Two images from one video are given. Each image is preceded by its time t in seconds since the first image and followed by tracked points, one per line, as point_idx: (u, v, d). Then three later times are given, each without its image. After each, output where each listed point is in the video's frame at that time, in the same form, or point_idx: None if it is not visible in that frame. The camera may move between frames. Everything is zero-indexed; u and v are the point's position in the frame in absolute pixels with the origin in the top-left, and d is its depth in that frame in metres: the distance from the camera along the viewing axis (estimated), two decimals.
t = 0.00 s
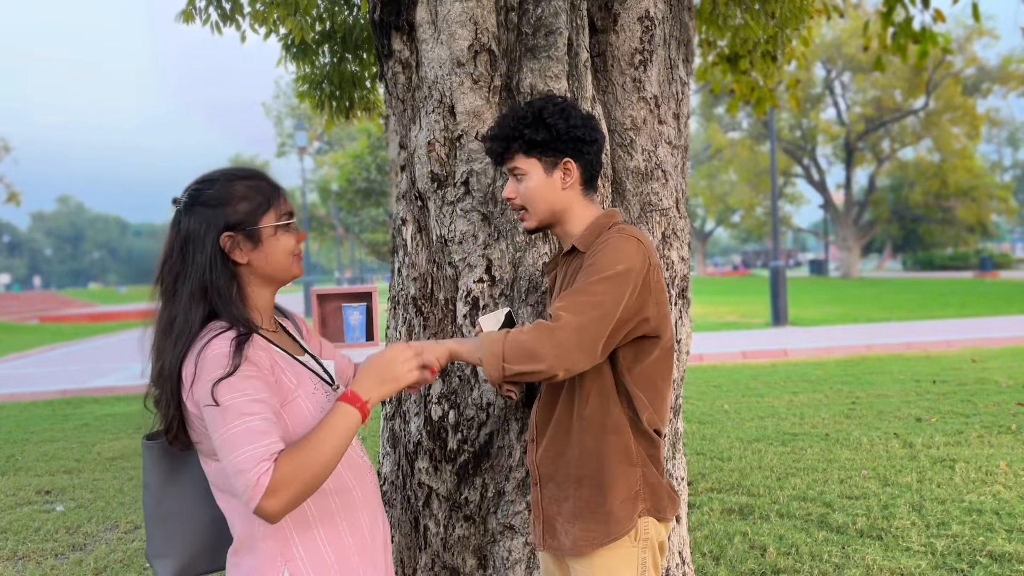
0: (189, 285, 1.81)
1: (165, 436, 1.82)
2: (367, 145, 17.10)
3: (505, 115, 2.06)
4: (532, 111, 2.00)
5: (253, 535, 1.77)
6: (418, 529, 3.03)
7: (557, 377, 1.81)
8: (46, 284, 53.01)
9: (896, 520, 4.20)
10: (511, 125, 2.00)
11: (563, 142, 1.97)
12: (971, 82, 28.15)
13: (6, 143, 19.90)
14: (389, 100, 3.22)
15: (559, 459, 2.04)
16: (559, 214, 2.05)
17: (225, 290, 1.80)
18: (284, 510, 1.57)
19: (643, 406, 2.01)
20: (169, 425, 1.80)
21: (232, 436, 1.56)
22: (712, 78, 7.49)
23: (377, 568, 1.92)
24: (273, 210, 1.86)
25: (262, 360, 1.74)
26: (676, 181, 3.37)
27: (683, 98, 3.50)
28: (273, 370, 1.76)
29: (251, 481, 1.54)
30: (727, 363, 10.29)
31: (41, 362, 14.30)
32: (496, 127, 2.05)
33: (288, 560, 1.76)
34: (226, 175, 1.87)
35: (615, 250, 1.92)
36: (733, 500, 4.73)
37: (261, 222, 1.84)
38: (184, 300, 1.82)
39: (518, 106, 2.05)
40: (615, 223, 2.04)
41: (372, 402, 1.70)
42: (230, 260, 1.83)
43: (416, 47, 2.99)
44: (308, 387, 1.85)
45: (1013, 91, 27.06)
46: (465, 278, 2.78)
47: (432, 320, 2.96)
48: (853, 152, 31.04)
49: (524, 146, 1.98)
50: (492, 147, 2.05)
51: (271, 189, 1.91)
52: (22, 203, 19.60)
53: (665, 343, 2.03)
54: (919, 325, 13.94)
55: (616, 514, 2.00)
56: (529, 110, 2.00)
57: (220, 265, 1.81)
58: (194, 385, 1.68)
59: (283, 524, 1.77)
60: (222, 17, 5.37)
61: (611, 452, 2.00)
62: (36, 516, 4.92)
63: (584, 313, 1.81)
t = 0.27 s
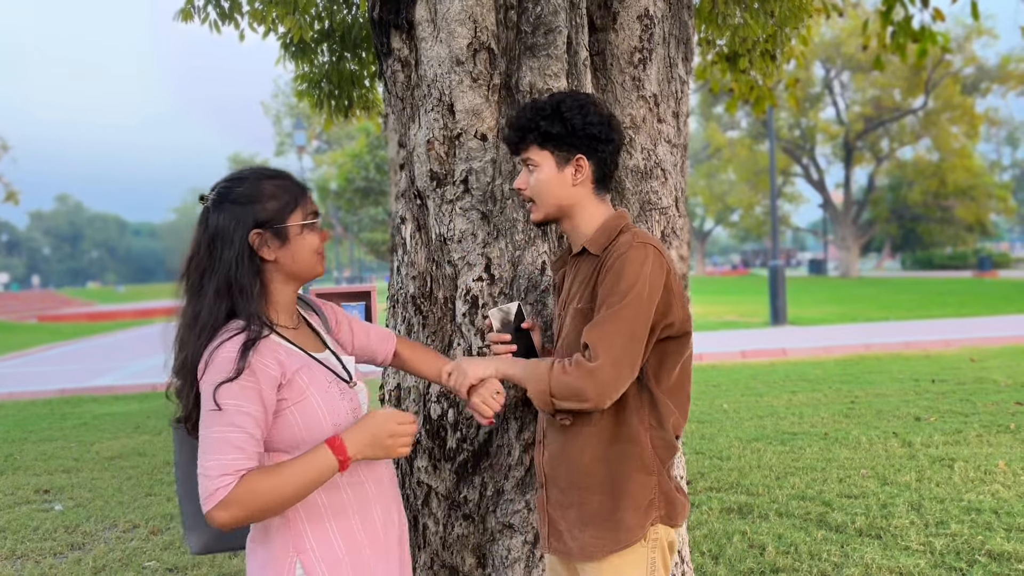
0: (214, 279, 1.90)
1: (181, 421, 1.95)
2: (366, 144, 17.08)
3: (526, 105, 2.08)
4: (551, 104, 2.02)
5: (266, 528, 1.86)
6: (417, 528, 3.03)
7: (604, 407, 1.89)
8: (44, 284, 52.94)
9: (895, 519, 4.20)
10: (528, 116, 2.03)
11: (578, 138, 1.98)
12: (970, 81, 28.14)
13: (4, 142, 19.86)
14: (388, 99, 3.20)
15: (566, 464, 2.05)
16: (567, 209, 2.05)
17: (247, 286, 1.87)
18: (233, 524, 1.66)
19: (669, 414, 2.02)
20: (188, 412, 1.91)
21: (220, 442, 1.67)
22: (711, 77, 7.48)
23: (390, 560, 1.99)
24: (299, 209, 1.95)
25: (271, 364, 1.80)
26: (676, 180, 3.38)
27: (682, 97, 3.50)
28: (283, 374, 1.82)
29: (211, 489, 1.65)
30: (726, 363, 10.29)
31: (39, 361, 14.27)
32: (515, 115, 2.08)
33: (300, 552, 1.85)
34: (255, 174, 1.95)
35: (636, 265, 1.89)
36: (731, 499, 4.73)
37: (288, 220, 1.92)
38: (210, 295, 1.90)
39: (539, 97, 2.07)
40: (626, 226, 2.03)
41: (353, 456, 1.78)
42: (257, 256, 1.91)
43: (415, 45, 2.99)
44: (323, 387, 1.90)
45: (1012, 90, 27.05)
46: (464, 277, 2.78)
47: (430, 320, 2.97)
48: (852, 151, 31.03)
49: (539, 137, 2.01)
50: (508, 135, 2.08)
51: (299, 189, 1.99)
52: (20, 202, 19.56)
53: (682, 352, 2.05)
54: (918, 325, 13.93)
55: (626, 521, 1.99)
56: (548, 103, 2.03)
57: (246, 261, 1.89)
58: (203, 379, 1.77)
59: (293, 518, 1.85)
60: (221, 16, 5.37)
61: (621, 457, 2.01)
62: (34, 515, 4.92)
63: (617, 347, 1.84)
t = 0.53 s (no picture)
0: (242, 271, 1.93)
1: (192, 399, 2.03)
2: (365, 143, 17.08)
3: (558, 92, 2.10)
4: (583, 95, 2.03)
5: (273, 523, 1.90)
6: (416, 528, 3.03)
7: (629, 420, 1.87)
8: (43, 283, 52.93)
9: (894, 518, 4.20)
10: (557, 103, 2.05)
11: (601, 133, 1.99)
12: (968, 81, 28.14)
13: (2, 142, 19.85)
14: (388, 98, 3.19)
15: (578, 469, 2.06)
16: (575, 203, 2.05)
17: (269, 281, 1.91)
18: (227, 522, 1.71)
19: (680, 420, 2.02)
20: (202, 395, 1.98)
21: (214, 439, 1.72)
22: (711, 76, 7.48)
23: (397, 557, 1.98)
24: (334, 212, 1.98)
25: (275, 365, 1.82)
26: (674, 178, 3.42)
27: (682, 95, 3.54)
28: (286, 377, 1.84)
29: (210, 487, 1.70)
30: (725, 362, 10.29)
31: (38, 360, 14.27)
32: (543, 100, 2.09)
33: (305, 548, 1.87)
34: (297, 173, 1.99)
35: (649, 273, 1.86)
36: (730, 498, 4.73)
37: (321, 222, 1.95)
38: (234, 285, 1.94)
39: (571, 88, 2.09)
40: (630, 229, 2.03)
41: (348, 468, 1.79)
42: (288, 252, 1.93)
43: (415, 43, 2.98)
44: (330, 388, 1.92)
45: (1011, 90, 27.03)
46: (464, 275, 2.77)
47: (429, 318, 2.96)
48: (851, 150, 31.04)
49: (564, 125, 2.02)
50: (534, 118, 2.09)
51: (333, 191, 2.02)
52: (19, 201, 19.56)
53: (692, 357, 2.04)
54: (917, 324, 13.93)
55: (638, 527, 1.99)
56: (580, 94, 2.04)
57: (275, 257, 1.92)
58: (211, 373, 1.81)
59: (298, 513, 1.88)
60: (220, 14, 5.37)
61: (633, 461, 2.02)
62: (33, 514, 4.92)
63: (632, 354, 1.81)
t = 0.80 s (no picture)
0: (271, 268, 1.93)
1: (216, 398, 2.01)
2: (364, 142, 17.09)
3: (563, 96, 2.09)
4: (588, 100, 2.02)
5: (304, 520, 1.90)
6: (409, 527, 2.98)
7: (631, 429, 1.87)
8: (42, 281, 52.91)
9: (893, 517, 4.20)
10: (563, 107, 2.04)
11: (608, 137, 1.98)
12: (967, 80, 28.15)
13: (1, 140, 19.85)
14: (388, 97, 3.18)
15: (585, 477, 2.06)
16: (583, 209, 2.05)
17: (298, 277, 1.91)
18: (260, 521, 1.72)
19: (688, 428, 2.03)
20: (225, 391, 1.97)
21: (245, 437, 1.71)
22: (710, 75, 7.49)
23: (424, 555, 2.00)
24: (356, 209, 2.01)
25: (304, 361, 1.83)
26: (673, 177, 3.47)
27: (679, 95, 3.60)
28: (315, 373, 1.85)
29: (239, 486, 1.71)
30: (724, 361, 10.30)
31: (37, 359, 14.27)
32: (548, 105, 2.09)
33: (335, 546, 1.88)
34: (321, 171, 2.02)
35: (657, 282, 1.86)
36: (730, 497, 4.74)
37: (346, 218, 1.98)
38: (261, 280, 1.94)
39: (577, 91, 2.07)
40: (640, 234, 2.02)
41: (376, 460, 1.80)
42: (315, 249, 1.95)
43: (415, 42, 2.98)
44: (357, 379, 1.93)
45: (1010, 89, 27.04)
46: (463, 274, 2.77)
47: (429, 317, 2.96)
48: (850, 149, 31.05)
49: (570, 131, 2.01)
50: (539, 124, 2.09)
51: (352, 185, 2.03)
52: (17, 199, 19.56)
53: (699, 364, 2.03)
54: (915, 323, 13.95)
55: (645, 535, 2.00)
56: (585, 98, 2.03)
57: (304, 253, 1.93)
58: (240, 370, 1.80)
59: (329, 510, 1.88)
60: (219, 13, 5.36)
61: (639, 469, 2.02)
62: (33, 513, 4.92)
63: (635, 363, 1.81)
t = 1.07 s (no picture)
0: (289, 264, 1.97)
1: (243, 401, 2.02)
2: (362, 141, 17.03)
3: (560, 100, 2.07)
4: (587, 103, 2.00)
5: (311, 517, 1.90)
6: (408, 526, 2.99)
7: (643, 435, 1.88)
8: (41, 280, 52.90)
9: (892, 517, 4.21)
10: (561, 112, 2.03)
11: (610, 140, 1.98)
12: (966, 79, 28.16)
13: None
14: (388, 97, 3.18)
15: (585, 481, 2.06)
16: (593, 212, 2.05)
17: (319, 272, 1.96)
18: (298, 512, 1.73)
19: (693, 436, 2.03)
20: (246, 390, 1.98)
21: (281, 429, 1.73)
22: (710, 74, 7.49)
23: (433, 557, 2.01)
24: (368, 199, 2.05)
25: (329, 356, 1.86)
26: (673, 177, 3.44)
27: (679, 94, 3.60)
28: (341, 366, 1.88)
29: (276, 479, 1.72)
30: (723, 360, 10.30)
31: (36, 359, 14.26)
32: (546, 112, 2.08)
33: (341, 543, 1.89)
34: (327, 164, 2.06)
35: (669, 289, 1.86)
36: (729, 497, 4.74)
37: (358, 209, 2.02)
38: (285, 278, 1.97)
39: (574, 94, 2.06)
40: (649, 239, 2.02)
41: (412, 441, 1.83)
42: (329, 242, 2.00)
43: (414, 42, 2.98)
44: (377, 373, 1.97)
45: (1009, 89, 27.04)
46: (463, 274, 2.77)
47: (429, 317, 2.96)
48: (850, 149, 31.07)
49: (571, 137, 2.00)
50: (540, 131, 2.07)
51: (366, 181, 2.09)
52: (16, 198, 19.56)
53: (705, 372, 2.03)
54: (914, 322, 13.96)
55: (642, 542, 2.00)
56: (583, 102, 2.01)
57: (320, 246, 1.98)
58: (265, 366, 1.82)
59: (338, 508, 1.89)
60: (219, 13, 5.36)
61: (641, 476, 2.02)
62: (32, 512, 4.92)
63: (648, 370, 1.81)
